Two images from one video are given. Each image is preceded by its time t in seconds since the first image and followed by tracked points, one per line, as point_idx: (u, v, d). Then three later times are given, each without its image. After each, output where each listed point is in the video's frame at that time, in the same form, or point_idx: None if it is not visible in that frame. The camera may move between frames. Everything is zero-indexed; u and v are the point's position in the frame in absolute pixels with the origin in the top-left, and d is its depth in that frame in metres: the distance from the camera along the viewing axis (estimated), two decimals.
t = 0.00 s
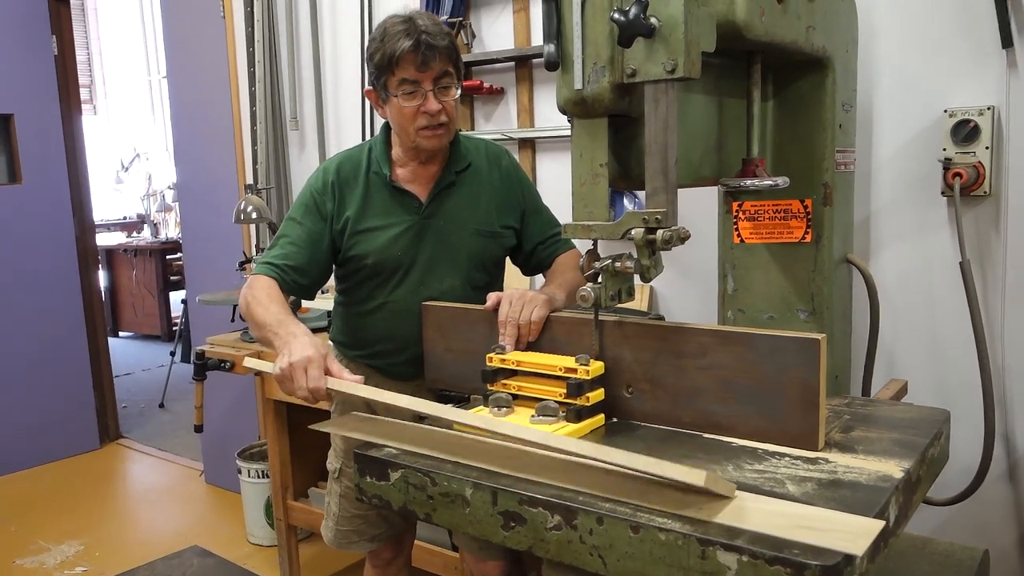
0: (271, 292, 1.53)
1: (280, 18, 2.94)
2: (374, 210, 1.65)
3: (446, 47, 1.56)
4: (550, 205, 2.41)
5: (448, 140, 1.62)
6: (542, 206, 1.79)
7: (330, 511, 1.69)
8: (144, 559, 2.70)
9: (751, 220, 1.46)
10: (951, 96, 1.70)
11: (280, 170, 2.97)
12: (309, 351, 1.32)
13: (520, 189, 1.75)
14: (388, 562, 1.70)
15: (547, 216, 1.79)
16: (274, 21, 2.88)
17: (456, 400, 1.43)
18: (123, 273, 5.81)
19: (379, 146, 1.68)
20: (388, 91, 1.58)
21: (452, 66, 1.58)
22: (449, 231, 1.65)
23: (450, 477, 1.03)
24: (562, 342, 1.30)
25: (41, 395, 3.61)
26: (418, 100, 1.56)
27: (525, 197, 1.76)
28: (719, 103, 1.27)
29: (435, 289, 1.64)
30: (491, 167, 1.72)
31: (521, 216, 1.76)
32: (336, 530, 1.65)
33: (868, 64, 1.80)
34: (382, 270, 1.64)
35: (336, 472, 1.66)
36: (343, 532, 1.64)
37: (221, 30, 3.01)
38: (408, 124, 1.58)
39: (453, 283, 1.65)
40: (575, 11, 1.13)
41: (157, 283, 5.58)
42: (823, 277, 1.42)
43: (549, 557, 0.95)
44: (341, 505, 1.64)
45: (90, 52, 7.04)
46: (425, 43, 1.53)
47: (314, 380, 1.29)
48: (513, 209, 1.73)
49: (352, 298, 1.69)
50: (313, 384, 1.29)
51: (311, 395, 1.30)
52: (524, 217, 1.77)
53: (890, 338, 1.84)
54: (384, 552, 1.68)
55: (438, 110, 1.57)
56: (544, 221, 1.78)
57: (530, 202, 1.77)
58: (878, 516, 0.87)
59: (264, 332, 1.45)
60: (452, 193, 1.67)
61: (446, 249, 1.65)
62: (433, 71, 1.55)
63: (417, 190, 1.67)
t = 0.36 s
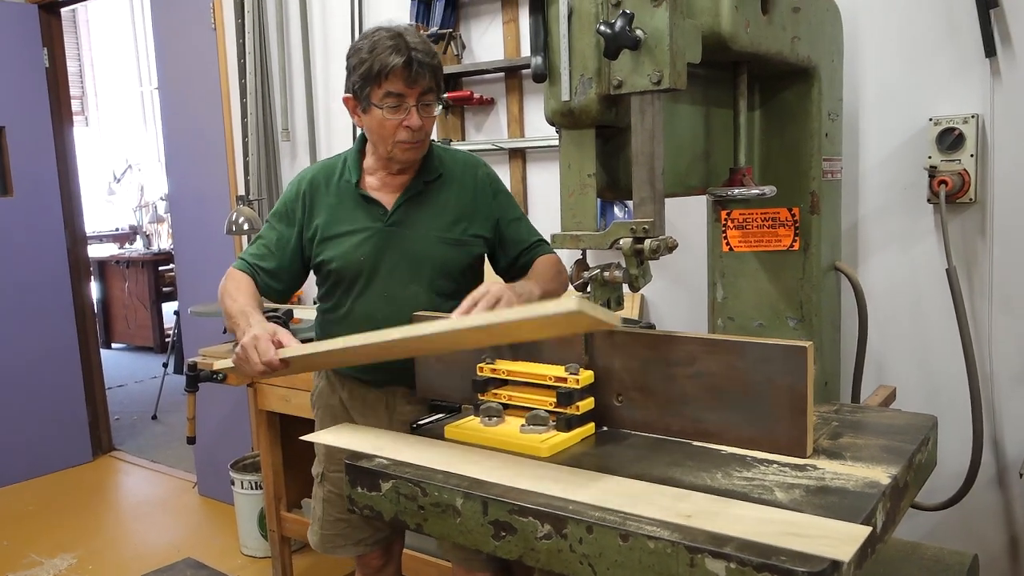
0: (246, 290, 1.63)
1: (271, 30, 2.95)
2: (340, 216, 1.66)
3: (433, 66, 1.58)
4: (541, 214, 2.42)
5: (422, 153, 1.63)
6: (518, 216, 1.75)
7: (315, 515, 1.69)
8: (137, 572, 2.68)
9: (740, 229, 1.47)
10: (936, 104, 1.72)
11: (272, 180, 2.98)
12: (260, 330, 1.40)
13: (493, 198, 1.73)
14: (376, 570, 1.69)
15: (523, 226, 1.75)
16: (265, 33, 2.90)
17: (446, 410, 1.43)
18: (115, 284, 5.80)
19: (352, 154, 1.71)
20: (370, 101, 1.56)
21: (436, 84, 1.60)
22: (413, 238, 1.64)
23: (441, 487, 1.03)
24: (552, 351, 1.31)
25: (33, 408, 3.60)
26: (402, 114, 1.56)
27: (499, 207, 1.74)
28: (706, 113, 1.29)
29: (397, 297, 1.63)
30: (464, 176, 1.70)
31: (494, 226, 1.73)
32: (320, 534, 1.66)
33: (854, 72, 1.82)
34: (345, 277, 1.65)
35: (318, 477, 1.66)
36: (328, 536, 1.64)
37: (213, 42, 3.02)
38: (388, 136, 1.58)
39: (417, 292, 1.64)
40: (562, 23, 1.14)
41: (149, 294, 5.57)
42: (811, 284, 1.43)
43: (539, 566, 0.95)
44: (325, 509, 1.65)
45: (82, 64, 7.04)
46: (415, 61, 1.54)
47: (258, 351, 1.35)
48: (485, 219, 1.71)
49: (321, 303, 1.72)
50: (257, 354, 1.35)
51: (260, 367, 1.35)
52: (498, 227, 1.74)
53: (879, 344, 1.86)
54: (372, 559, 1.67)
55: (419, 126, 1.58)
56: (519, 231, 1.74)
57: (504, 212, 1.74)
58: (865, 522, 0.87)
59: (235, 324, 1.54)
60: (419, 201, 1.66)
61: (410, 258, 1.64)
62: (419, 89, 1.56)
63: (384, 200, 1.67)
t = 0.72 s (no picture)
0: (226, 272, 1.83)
1: (264, 38, 2.96)
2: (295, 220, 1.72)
3: (391, 80, 1.59)
4: (534, 221, 2.42)
5: (381, 164, 1.65)
6: (477, 220, 1.70)
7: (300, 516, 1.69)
8: None
9: (732, 234, 1.47)
10: (925, 110, 1.73)
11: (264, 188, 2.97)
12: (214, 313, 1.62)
13: (448, 204, 1.70)
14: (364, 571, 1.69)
15: (480, 230, 1.70)
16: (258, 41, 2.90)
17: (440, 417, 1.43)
18: (108, 293, 5.78)
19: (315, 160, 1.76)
20: (328, 115, 1.59)
21: (394, 96, 1.61)
22: (358, 244, 1.66)
23: (434, 494, 1.03)
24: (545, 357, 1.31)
25: (25, 417, 3.57)
26: (360, 127, 1.58)
27: (454, 211, 1.70)
28: (697, 119, 1.29)
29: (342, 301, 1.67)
30: (420, 182, 1.68)
31: (449, 230, 1.71)
32: (307, 534, 1.67)
33: (843, 77, 1.83)
34: (297, 279, 1.71)
35: (302, 477, 1.66)
36: (314, 535, 1.65)
37: (205, 49, 3.02)
38: (345, 147, 1.60)
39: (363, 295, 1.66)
40: (553, 30, 1.15)
41: (142, 302, 5.55)
42: (803, 289, 1.44)
43: (533, 572, 0.95)
44: (308, 509, 1.66)
45: (75, 73, 7.03)
46: (372, 75, 1.56)
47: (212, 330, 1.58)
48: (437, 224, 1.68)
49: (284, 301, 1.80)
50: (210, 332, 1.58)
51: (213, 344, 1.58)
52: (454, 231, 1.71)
53: (871, 349, 1.86)
54: (358, 561, 1.67)
55: (378, 137, 1.59)
56: (475, 235, 1.68)
57: (461, 217, 1.70)
58: (857, 526, 0.88)
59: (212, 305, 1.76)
60: (368, 207, 1.67)
61: (356, 263, 1.66)
62: (377, 102, 1.58)
63: (336, 206, 1.70)
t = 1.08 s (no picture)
0: (225, 263, 1.89)
1: (258, 42, 2.96)
2: (288, 225, 1.74)
3: (370, 89, 1.59)
4: (528, 224, 2.42)
5: (370, 172, 1.66)
6: (468, 226, 1.67)
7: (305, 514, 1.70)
8: None
9: (726, 237, 1.47)
10: (918, 114, 1.74)
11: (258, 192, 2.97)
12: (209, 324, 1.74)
13: (439, 210, 1.68)
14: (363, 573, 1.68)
15: (471, 237, 1.67)
16: (252, 44, 2.89)
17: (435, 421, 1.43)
18: (101, 297, 5.75)
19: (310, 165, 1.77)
20: (312, 129, 1.60)
21: (376, 105, 1.61)
22: (347, 250, 1.66)
23: (428, 497, 1.02)
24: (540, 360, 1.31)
25: (17, 422, 3.55)
26: (342, 140, 1.59)
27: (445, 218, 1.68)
28: (691, 123, 1.30)
29: (333, 306, 1.67)
30: (410, 188, 1.67)
31: (441, 237, 1.69)
32: (309, 532, 1.68)
33: (837, 81, 1.83)
34: (291, 283, 1.73)
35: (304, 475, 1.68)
36: (317, 534, 1.66)
37: (199, 53, 3.02)
38: (331, 160, 1.62)
39: (354, 301, 1.67)
40: (547, 34, 1.15)
41: (135, 306, 5.53)
42: (797, 292, 1.44)
43: None
44: (310, 507, 1.67)
45: (68, 77, 7.01)
46: (349, 88, 1.56)
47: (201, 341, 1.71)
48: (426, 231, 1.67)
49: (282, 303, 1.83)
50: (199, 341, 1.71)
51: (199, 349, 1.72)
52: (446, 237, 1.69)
53: (865, 352, 1.87)
54: (357, 563, 1.66)
55: (361, 149, 1.60)
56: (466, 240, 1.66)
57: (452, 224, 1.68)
58: (852, 530, 0.88)
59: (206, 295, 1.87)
60: (357, 214, 1.67)
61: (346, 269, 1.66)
62: (357, 113, 1.58)
63: (327, 212, 1.72)
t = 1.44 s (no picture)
0: (262, 269, 1.95)
1: (252, 39, 2.95)
2: (313, 223, 1.76)
3: (400, 91, 1.60)
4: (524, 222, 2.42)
5: (396, 173, 1.67)
6: (495, 224, 1.71)
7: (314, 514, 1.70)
8: None
9: (722, 235, 1.47)
10: (914, 112, 1.74)
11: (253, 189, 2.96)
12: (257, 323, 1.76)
13: (466, 208, 1.72)
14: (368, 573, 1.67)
15: (498, 234, 1.72)
16: (246, 42, 2.88)
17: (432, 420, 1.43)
18: (94, 295, 5.73)
19: (333, 162, 1.79)
20: (339, 130, 1.61)
21: (405, 106, 1.62)
22: (374, 249, 1.69)
23: (424, 495, 1.02)
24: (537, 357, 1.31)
25: (10, 420, 3.54)
26: (370, 141, 1.60)
27: (471, 217, 1.72)
28: (688, 120, 1.30)
29: (358, 304, 1.70)
30: (435, 188, 1.71)
31: (466, 236, 1.73)
32: (319, 530, 1.68)
33: (833, 78, 1.83)
34: (314, 281, 1.75)
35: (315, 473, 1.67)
36: (325, 533, 1.67)
37: (193, 50, 3.01)
38: (358, 161, 1.63)
39: (378, 300, 1.69)
40: (544, 30, 1.15)
41: (129, 305, 5.51)
42: (792, 290, 1.44)
43: (524, 573, 0.95)
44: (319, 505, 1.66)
45: (62, 74, 6.97)
46: (379, 89, 1.56)
47: (247, 335, 1.72)
48: (453, 230, 1.70)
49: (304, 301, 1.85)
50: (244, 335, 1.72)
51: (241, 348, 1.72)
52: (471, 236, 1.73)
53: (860, 350, 1.87)
54: (363, 563, 1.65)
55: (389, 150, 1.61)
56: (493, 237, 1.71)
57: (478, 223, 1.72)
58: (849, 526, 0.88)
59: (240, 295, 1.89)
60: (383, 212, 1.69)
61: (372, 268, 1.69)
62: (386, 115, 1.59)
63: (352, 211, 1.74)
